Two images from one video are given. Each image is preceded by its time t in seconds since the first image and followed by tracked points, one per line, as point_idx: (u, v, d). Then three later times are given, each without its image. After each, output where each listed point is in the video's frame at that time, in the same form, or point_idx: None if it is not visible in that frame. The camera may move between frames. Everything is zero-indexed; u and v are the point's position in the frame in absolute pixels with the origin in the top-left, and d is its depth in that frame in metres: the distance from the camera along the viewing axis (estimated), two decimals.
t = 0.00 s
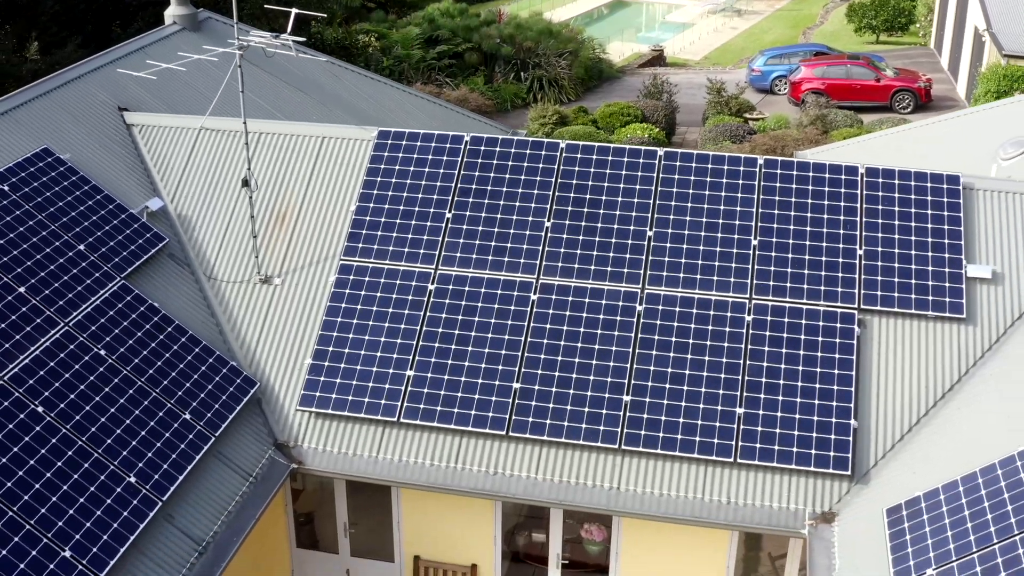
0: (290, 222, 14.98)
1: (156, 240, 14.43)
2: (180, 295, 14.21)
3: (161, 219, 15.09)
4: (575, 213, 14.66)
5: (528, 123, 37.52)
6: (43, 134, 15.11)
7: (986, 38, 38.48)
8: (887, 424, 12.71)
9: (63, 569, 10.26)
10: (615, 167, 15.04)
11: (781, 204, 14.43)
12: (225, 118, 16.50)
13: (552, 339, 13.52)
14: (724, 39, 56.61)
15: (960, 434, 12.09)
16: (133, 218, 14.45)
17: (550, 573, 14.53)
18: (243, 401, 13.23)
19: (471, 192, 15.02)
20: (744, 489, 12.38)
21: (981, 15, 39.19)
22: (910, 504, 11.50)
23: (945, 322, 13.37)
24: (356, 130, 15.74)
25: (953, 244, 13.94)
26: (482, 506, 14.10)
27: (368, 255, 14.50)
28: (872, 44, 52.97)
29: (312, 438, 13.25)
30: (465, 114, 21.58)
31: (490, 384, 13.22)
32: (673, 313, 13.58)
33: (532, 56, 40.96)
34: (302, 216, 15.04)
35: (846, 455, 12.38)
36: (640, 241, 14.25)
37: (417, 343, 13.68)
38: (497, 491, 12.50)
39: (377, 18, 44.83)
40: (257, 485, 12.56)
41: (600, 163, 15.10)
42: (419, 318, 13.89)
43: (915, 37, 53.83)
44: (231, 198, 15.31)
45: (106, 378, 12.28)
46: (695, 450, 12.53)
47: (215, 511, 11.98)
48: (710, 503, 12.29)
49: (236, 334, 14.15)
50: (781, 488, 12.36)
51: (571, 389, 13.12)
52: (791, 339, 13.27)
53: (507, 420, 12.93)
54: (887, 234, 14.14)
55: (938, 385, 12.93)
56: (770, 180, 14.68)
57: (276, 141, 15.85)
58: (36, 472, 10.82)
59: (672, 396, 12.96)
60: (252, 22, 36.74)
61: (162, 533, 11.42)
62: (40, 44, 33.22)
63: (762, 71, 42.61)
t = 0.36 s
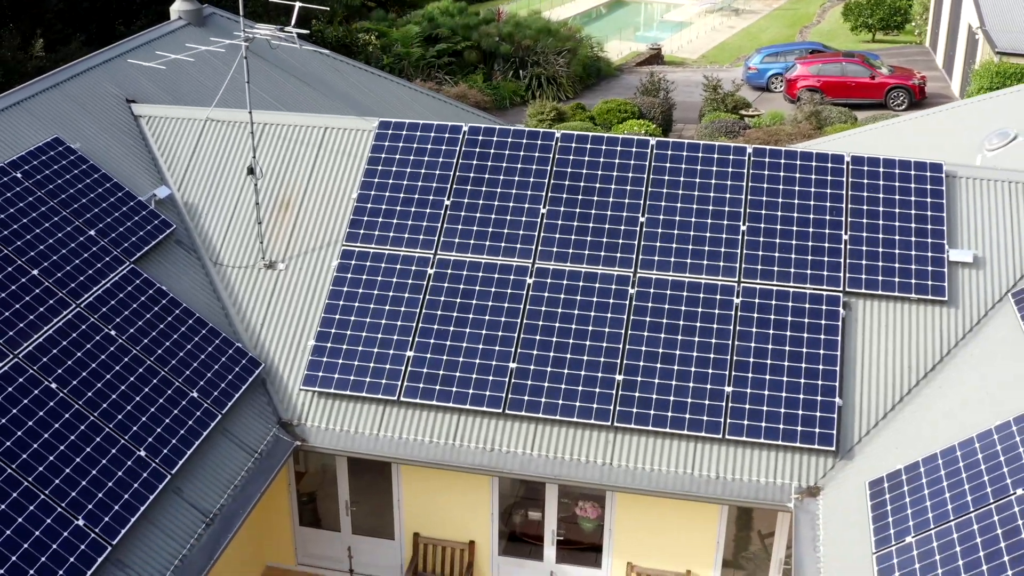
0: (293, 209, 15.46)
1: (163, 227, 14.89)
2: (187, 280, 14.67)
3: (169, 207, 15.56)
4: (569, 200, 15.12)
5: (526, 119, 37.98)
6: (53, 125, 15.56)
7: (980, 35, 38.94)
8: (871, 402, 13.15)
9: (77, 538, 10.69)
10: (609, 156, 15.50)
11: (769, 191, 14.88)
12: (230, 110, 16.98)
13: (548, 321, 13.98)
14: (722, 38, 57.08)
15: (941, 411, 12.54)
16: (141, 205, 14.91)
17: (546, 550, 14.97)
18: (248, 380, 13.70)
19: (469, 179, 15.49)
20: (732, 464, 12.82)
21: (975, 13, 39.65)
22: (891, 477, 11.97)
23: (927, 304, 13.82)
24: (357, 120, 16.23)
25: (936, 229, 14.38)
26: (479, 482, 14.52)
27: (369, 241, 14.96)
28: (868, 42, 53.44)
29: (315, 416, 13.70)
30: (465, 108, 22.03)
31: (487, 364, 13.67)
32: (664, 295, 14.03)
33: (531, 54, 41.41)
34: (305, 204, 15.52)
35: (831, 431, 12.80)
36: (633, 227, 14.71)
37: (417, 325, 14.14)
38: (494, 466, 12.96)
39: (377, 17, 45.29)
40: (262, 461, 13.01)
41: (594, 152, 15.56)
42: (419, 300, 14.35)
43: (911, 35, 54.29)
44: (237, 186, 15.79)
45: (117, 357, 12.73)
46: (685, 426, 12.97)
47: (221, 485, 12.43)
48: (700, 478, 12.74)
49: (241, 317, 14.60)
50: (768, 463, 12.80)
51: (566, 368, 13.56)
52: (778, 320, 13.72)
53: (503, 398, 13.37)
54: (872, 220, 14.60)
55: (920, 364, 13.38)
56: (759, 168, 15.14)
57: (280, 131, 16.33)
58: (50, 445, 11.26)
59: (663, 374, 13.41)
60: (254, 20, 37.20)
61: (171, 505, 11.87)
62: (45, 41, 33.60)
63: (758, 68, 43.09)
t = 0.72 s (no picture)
0: (296, 197, 15.92)
1: (170, 215, 15.35)
2: (194, 264, 15.12)
3: (176, 195, 16.01)
4: (564, 187, 15.57)
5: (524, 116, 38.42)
6: (62, 115, 16.01)
7: (973, 33, 39.39)
8: (856, 382, 13.57)
9: (89, 507, 11.15)
10: (603, 146, 15.94)
11: (758, 179, 15.34)
12: (235, 102, 17.45)
13: (543, 304, 14.43)
14: (719, 37, 57.53)
15: (922, 389, 12.98)
16: (149, 193, 15.37)
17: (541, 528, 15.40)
18: (253, 361, 14.15)
19: (467, 169, 15.95)
20: (721, 441, 13.26)
21: (968, 11, 40.10)
22: (873, 451, 12.42)
23: (911, 288, 14.24)
24: (359, 111, 16.71)
25: (920, 216, 14.80)
26: (477, 461, 14.95)
27: (369, 227, 15.42)
28: (864, 41, 53.91)
29: (318, 396, 14.15)
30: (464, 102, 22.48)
31: (484, 345, 14.13)
32: (656, 279, 14.49)
33: (529, 52, 41.83)
34: (308, 192, 15.98)
35: (817, 409, 13.22)
36: (625, 213, 15.17)
37: (416, 308, 14.59)
38: (491, 443, 13.41)
39: (378, 15, 45.74)
40: (267, 439, 13.47)
41: (588, 142, 16.02)
42: (418, 285, 14.81)
43: (907, 34, 54.73)
44: (242, 175, 16.25)
45: (126, 338, 13.16)
46: (676, 405, 13.41)
47: (228, 461, 12.88)
48: (690, 454, 13.18)
49: (245, 301, 15.04)
50: (756, 440, 13.23)
51: (560, 349, 14.01)
52: (766, 303, 14.16)
53: (500, 377, 13.81)
54: (857, 206, 15.04)
55: (904, 345, 13.79)
56: (748, 157, 15.60)
57: (283, 122, 16.80)
58: (63, 419, 11.70)
59: (654, 355, 13.86)
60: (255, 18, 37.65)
61: (179, 479, 12.32)
62: (50, 38, 34.06)
63: (755, 66, 43.52)
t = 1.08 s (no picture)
0: (299, 187, 16.39)
1: (177, 203, 15.79)
2: (200, 251, 15.57)
3: (182, 184, 16.46)
4: (560, 175, 16.01)
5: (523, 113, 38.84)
6: (72, 107, 16.46)
7: (967, 31, 39.84)
8: (842, 363, 13.99)
9: (100, 480, 11.59)
10: (597, 137, 16.37)
11: (748, 168, 15.77)
12: (239, 95, 17.90)
13: (538, 289, 14.88)
14: (716, 35, 57.98)
15: (905, 369, 13.42)
16: (156, 182, 15.81)
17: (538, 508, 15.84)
18: (258, 345, 14.57)
19: (465, 158, 16.39)
20: (711, 420, 13.69)
21: (962, 9, 40.54)
22: (857, 428, 12.86)
23: (896, 273, 14.66)
24: (360, 103, 17.18)
25: (905, 203, 15.24)
26: (476, 443, 15.39)
27: (371, 215, 15.88)
28: (861, 39, 54.36)
29: (321, 377, 14.59)
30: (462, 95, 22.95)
31: (482, 328, 14.58)
32: (649, 264, 14.93)
33: (528, 50, 42.23)
34: (311, 182, 16.45)
35: (804, 389, 13.65)
36: (619, 201, 15.61)
37: (416, 293, 15.05)
38: (488, 423, 13.86)
39: (379, 14, 46.19)
40: (271, 419, 13.91)
41: (583, 132, 16.45)
42: (418, 270, 15.26)
43: (903, 32, 55.12)
44: (246, 165, 16.71)
45: (136, 321, 13.60)
46: (667, 385, 13.84)
47: (234, 439, 13.32)
48: (681, 433, 13.61)
49: (250, 288, 15.47)
50: (745, 419, 13.67)
51: (555, 332, 14.46)
52: (755, 288, 14.60)
53: (497, 359, 14.26)
54: (844, 194, 15.46)
55: (888, 327, 14.21)
56: (738, 146, 16.03)
57: (287, 114, 17.26)
58: (75, 397, 12.14)
59: (646, 337, 14.30)
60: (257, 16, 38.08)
61: (187, 455, 12.76)
62: (55, 35, 34.50)
63: (752, 64, 43.91)
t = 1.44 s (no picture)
0: (302, 177, 16.82)
1: (183, 192, 16.22)
2: (206, 239, 16.00)
3: (188, 174, 16.89)
4: (556, 165, 16.44)
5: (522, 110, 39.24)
6: (81, 99, 16.90)
7: (961, 29, 40.28)
8: (829, 346, 14.41)
9: (110, 456, 12.06)
10: (593, 128, 16.79)
11: (739, 158, 16.19)
12: (243, 88, 18.34)
13: (535, 275, 15.32)
14: (714, 34, 58.40)
15: (890, 351, 13.84)
16: (163, 172, 16.25)
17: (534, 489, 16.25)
18: (261, 329, 15.00)
19: (463, 148, 16.81)
20: (702, 401, 14.12)
21: (957, 7, 40.99)
22: (843, 408, 13.28)
23: (882, 260, 15.08)
24: (361, 96, 17.61)
25: (891, 192, 15.65)
26: (474, 425, 15.83)
27: (371, 204, 16.32)
28: (857, 37, 54.81)
29: (323, 361, 15.02)
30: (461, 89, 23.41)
31: (480, 313, 15.01)
32: (642, 251, 15.36)
33: (527, 48, 42.58)
34: (313, 172, 16.89)
35: (792, 371, 14.08)
36: (613, 190, 16.04)
37: (416, 279, 15.49)
38: (486, 404, 14.30)
39: (378, 13, 46.57)
40: (275, 400, 14.33)
41: (578, 123, 16.87)
42: (418, 258, 15.70)
43: (899, 32, 55.58)
44: (250, 156, 17.15)
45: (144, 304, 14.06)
46: (659, 367, 14.27)
47: (239, 419, 13.75)
48: (673, 414, 14.04)
49: (254, 275, 15.90)
50: (735, 400, 14.08)
51: (551, 317, 14.89)
52: (745, 274, 15.02)
53: (494, 342, 14.71)
54: (832, 183, 15.87)
55: (874, 312, 14.62)
56: (729, 137, 16.44)
57: (290, 106, 17.69)
58: (87, 377, 12.61)
59: (639, 321, 14.74)
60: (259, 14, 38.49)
61: (194, 434, 13.20)
62: (60, 33, 34.90)
63: (749, 62, 44.27)
